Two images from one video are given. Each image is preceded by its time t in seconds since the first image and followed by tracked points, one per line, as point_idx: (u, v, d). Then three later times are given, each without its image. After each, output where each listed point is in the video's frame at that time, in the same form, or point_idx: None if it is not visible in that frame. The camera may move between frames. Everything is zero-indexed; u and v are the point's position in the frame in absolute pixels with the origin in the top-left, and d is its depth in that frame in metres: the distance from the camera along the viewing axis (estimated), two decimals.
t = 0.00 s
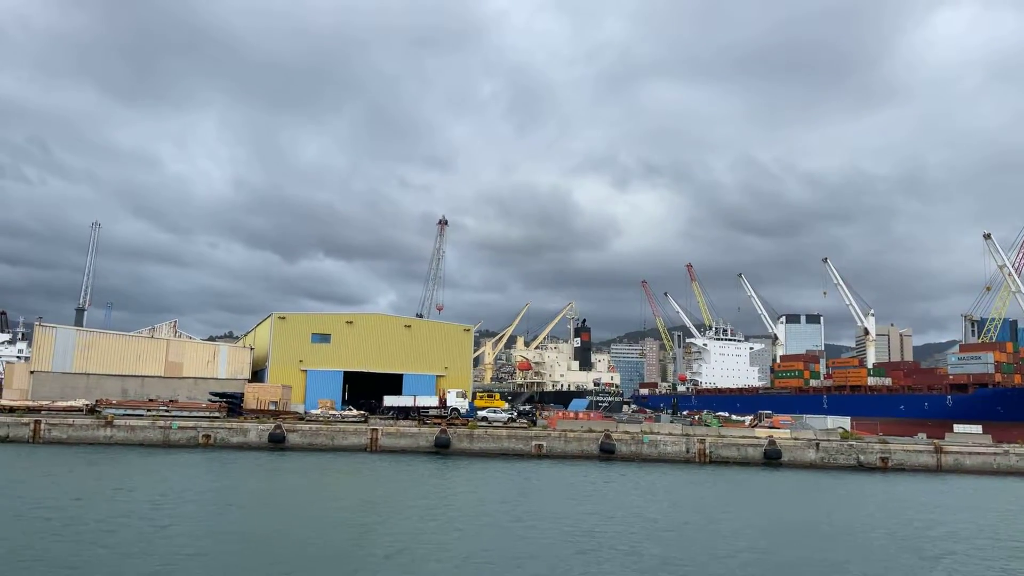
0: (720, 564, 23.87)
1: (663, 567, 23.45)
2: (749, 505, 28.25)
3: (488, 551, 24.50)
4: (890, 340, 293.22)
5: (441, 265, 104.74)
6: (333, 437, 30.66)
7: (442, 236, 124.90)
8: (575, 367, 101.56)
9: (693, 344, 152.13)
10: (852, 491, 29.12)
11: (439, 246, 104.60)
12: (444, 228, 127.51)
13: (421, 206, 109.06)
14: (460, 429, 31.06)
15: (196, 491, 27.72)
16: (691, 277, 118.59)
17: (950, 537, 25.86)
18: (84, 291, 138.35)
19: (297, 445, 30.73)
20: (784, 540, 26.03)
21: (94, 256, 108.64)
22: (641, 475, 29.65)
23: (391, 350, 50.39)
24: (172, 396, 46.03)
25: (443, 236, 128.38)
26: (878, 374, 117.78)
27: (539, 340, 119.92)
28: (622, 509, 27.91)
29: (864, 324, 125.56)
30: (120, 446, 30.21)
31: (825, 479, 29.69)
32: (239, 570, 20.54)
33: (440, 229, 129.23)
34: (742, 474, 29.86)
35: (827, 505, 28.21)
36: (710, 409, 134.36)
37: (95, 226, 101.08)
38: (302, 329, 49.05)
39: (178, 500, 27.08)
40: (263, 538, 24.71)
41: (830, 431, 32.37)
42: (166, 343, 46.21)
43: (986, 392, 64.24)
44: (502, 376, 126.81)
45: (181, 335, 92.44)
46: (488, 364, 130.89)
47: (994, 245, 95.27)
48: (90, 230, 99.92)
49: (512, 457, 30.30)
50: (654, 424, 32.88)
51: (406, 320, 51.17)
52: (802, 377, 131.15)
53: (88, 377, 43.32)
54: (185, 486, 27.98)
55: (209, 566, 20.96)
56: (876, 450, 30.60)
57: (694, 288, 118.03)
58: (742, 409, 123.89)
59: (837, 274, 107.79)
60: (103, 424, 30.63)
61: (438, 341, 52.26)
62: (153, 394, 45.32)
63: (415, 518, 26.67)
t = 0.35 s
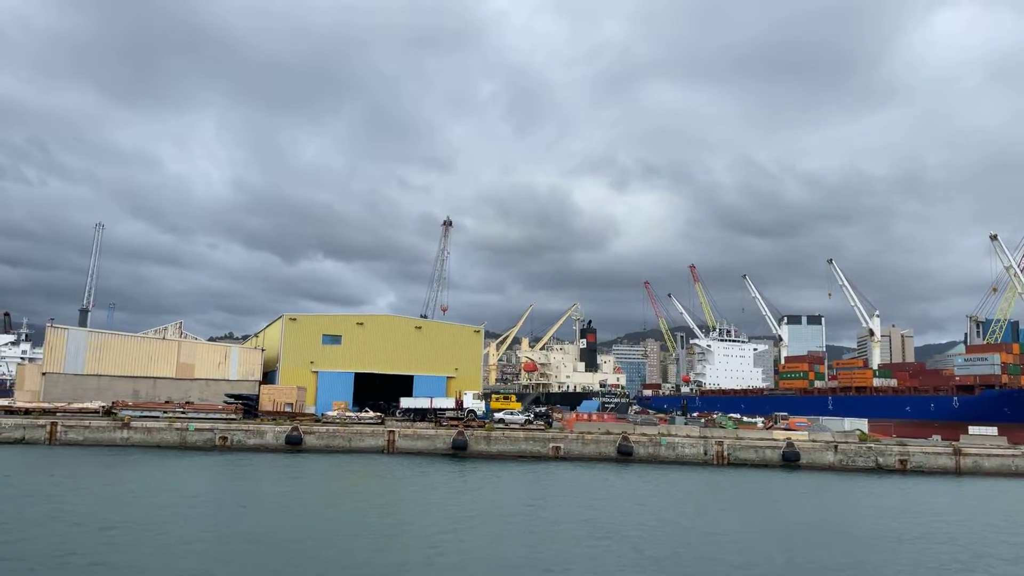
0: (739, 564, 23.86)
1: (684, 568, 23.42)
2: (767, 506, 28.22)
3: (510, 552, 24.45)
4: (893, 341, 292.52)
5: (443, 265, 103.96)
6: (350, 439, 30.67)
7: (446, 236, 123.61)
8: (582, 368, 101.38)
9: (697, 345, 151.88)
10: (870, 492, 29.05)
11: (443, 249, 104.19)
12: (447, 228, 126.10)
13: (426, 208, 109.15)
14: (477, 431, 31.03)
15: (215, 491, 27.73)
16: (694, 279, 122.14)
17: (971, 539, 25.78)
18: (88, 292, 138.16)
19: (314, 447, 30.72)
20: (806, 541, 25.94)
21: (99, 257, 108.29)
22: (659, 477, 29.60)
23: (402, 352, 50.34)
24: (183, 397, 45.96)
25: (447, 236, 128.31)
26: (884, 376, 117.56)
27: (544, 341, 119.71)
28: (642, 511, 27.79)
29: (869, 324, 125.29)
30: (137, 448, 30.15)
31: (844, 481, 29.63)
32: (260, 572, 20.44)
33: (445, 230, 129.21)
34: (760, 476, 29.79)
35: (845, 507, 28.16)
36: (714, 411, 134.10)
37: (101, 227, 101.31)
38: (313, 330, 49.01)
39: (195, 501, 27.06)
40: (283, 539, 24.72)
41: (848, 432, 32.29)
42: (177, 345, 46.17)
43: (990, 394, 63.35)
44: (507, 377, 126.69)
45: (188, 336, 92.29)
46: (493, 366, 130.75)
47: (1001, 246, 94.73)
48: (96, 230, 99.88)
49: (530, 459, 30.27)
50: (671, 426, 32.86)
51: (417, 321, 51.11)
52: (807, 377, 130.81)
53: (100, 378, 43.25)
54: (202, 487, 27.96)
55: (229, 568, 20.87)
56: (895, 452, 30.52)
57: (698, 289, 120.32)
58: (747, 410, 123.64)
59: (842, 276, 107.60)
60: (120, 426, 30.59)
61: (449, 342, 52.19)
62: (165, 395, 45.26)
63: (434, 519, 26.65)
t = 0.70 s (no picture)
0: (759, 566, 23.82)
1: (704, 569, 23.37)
2: (785, 507, 28.17)
3: (529, 553, 24.37)
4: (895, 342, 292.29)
5: (448, 267, 106.33)
6: (367, 441, 30.65)
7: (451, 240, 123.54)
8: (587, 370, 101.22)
9: (700, 346, 151.75)
10: (889, 494, 28.94)
11: (449, 246, 106.23)
12: (452, 231, 125.43)
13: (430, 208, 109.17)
14: (495, 433, 30.99)
15: (232, 494, 27.66)
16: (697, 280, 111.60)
17: (993, 540, 25.68)
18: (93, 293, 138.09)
19: (330, 448, 30.70)
20: (826, 543, 25.86)
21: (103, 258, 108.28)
22: (677, 479, 29.55)
23: (413, 353, 50.28)
24: (195, 399, 45.89)
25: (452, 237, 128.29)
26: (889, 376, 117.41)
27: (548, 343, 119.71)
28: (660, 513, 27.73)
29: (873, 325, 125.11)
30: (153, 449, 30.11)
31: (862, 483, 29.57)
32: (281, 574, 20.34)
33: (449, 231, 129.15)
34: (778, 478, 29.74)
35: (864, 508, 28.09)
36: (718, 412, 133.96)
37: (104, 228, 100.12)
38: (324, 332, 48.97)
39: (212, 503, 27.01)
40: (302, 540, 24.66)
41: (866, 434, 32.23)
42: (188, 346, 46.14)
43: (997, 396, 63.20)
44: (512, 378, 126.62)
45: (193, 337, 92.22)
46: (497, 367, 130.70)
47: (1005, 247, 94.25)
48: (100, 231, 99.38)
49: (547, 461, 30.23)
50: (688, 428, 32.82)
51: (427, 323, 51.04)
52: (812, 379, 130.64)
53: (111, 380, 43.23)
54: (218, 489, 27.90)
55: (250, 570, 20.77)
56: (913, 454, 30.43)
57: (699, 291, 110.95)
58: (751, 411, 123.54)
59: (847, 277, 107.38)
60: (136, 428, 30.56)
61: (459, 344, 52.13)
62: (176, 397, 45.19)
63: (452, 521, 26.59)
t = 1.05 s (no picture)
0: (783, 567, 23.74)
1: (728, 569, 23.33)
2: (807, 507, 28.12)
3: (552, 553, 24.33)
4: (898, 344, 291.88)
5: (454, 269, 98.73)
6: (385, 442, 30.62)
7: (455, 241, 124.42)
8: (594, 371, 101.09)
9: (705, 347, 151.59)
10: (910, 495, 28.85)
11: (453, 250, 98.89)
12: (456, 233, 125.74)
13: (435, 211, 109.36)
14: (513, 435, 30.95)
15: (253, 494, 27.66)
16: (702, 280, 112.80)
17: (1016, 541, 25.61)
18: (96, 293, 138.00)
19: (348, 450, 30.69)
20: (849, 543, 25.81)
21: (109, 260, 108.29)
22: (696, 481, 29.50)
23: (425, 354, 50.25)
24: (207, 400, 45.86)
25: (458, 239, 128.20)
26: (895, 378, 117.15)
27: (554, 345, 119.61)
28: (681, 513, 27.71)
29: (878, 327, 124.94)
30: (171, 450, 30.08)
31: (882, 485, 29.49)
32: (305, 575, 20.18)
33: (455, 232, 129.14)
34: (798, 480, 29.69)
35: (885, 510, 28.03)
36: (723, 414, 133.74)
37: (107, 228, 99.37)
38: (336, 333, 48.94)
39: (233, 503, 27.01)
40: (324, 540, 24.63)
41: (885, 437, 32.17)
42: (201, 347, 46.12)
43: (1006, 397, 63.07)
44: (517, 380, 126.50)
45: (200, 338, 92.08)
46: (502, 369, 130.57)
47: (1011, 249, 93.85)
48: (103, 231, 98.83)
49: (566, 463, 30.19)
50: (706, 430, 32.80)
51: (439, 324, 51.00)
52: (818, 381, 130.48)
53: (125, 381, 43.20)
54: (239, 489, 27.89)
55: (274, 572, 20.65)
56: (933, 456, 30.37)
57: (705, 291, 111.27)
58: (756, 413, 123.36)
59: (853, 278, 107.27)
60: (154, 429, 30.54)
61: (471, 345, 52.10)
62: (188, 398, 45.15)
63: (473, 522, 26.55)
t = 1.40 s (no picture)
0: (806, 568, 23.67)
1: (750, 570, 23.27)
2: (827, 508, 28.04)
3: (573, 554, 24.28)
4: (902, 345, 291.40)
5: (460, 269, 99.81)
6: (403, 443, 30.57)
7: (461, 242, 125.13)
8: (600, 372, 100.95)
9: (709, 348, 151.41)
10: (930, 496, 28.77)
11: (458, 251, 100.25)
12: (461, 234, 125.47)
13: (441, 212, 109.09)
14: (532, 435, 30.91)
15: (272, 494, 27.62)
16: (704, 282, 123.13)
17: None
18: (99, 293, 137.83)
19: (367, 450, 30.67)
20: (870, 543, 25.74)
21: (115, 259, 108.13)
22: (715, 482, 29.44)
23: (437, 355, 50.22)
24: (220, 400, 45.82)
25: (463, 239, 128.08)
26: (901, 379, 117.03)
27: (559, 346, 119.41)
28: (700, 514, 27.65)
29: (884, 328, 124.70)
30: (189, 451, 30.04)
31: (902, 486, 29.41)
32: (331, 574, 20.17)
33: (460, 233, 129.03)
34: (817, 481, 29.63)
35: (906, 511, 27.94)
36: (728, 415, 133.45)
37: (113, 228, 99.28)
38: (348, 334, 48.91)
39: (252, 502, 26.97)
40: (345, 540, 24.60)
41: (904, 438, 32.11)
42: (214, 347, 46.09)
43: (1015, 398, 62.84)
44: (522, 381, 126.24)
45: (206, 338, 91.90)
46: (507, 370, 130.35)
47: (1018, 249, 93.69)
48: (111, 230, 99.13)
49: (585, 464, 30.14)
50: (724, 431, 32.76)
51: (451, 325, 50.96)
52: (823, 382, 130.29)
53: (138, 381, 43.17)
54: (258, 489, 27.83)
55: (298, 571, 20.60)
56: (953, 457, 30.30)
57: (707, 292, 122.36)
58: (761, 414, 123.08)
59: (859, 280, 107.03)
60: (172, 429, 30.50)
61: (482, 346, 52.04)
62: (201, 398, 45.12)
63: (494, 522, 26.50)
